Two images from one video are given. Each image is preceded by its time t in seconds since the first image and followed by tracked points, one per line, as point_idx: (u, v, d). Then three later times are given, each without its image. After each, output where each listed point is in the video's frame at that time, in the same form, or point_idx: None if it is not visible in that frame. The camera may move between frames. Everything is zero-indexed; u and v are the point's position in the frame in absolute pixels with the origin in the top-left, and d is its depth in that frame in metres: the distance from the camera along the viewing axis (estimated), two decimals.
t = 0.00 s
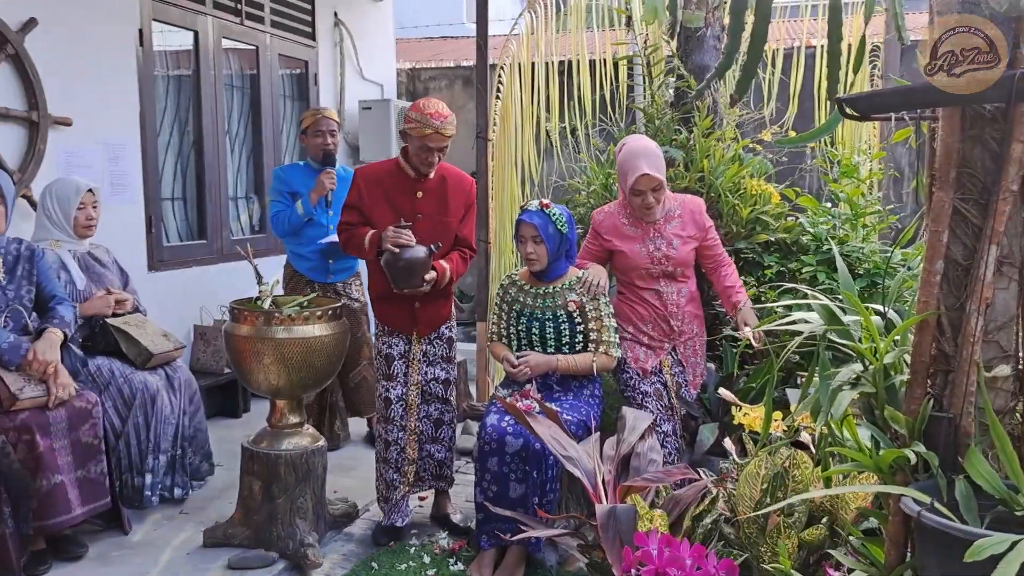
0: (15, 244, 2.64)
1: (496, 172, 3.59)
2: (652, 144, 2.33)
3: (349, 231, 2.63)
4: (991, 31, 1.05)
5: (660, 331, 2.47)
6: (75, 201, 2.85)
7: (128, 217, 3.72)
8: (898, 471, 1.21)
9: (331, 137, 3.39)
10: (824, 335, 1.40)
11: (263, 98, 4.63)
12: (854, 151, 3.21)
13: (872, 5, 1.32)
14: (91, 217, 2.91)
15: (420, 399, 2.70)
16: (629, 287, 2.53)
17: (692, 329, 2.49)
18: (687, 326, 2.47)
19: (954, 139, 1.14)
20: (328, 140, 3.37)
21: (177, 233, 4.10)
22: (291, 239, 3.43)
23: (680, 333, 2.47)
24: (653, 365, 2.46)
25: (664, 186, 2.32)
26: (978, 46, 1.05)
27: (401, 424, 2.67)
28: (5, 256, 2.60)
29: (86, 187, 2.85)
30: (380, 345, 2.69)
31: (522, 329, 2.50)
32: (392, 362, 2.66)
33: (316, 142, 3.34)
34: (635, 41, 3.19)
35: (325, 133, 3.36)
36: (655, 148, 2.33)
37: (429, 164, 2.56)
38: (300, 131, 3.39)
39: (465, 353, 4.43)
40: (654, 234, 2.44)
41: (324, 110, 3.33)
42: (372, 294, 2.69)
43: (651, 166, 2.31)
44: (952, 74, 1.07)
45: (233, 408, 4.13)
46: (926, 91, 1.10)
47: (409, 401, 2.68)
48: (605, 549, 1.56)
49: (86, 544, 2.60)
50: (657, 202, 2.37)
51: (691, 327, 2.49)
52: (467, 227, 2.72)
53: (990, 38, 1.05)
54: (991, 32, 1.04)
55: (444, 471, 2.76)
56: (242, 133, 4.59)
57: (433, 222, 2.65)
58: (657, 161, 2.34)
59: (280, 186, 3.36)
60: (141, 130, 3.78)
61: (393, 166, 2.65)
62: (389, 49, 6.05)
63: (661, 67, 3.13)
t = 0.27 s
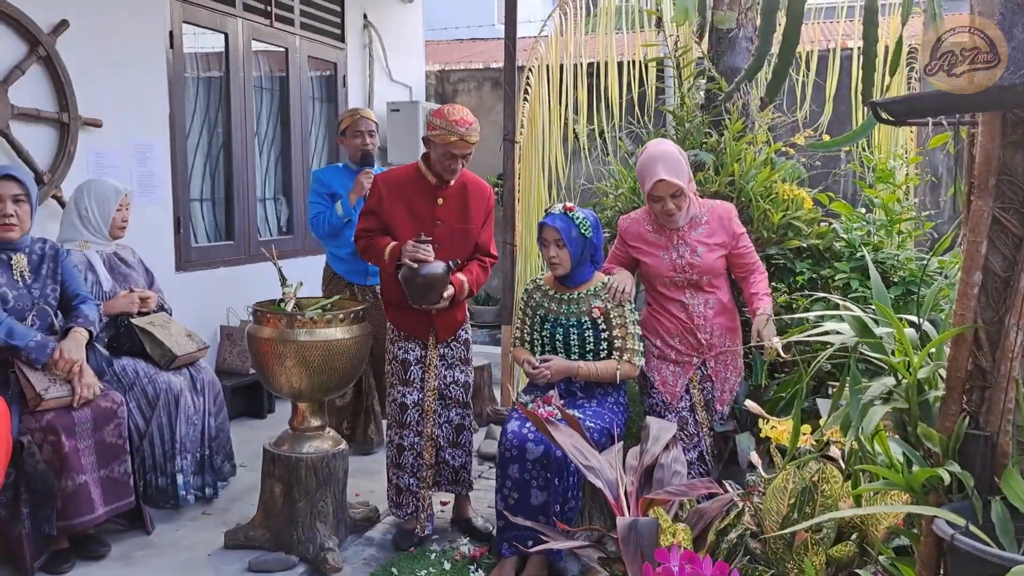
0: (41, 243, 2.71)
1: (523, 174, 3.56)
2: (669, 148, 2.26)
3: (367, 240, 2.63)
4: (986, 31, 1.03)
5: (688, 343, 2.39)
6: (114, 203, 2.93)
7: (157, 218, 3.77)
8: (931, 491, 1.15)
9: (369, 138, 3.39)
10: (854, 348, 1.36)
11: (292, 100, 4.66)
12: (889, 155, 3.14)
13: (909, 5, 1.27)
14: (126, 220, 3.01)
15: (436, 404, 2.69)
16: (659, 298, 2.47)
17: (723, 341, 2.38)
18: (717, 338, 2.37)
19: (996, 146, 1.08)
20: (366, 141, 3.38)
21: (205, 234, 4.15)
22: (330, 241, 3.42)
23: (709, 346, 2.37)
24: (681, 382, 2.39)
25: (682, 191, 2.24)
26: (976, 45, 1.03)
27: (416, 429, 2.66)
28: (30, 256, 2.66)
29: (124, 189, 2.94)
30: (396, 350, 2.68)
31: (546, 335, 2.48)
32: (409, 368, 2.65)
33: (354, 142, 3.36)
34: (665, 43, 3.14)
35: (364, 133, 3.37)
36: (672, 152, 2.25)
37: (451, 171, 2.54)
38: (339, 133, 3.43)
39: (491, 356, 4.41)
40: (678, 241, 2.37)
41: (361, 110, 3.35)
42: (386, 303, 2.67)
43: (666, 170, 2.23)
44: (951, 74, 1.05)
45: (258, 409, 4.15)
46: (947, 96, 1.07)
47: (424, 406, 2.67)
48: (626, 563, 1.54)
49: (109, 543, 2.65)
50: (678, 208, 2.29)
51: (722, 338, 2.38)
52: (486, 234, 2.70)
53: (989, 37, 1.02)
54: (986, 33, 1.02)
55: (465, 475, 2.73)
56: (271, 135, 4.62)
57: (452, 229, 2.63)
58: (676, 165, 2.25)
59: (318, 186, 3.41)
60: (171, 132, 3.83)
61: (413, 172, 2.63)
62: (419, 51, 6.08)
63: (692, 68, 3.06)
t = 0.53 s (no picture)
0: (26, 247, 2.65)
1: (523, 177, 3.51)
2: (670, 151, 2.13)
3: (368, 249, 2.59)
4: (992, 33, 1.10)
5: (688, 357, 2.30)
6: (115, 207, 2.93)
7: (152, 220, 3.72)
8: (950, 517, 1.10)
9: (382, 141, 3.32)
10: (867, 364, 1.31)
11: (289, 101, 4.61)
12: (895, 161, 3.09)
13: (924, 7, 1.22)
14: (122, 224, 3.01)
15: (433, 413, 2.63)
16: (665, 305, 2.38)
17: (725, 357, 2.27)
18: (717, 353, 2.26)
19: (1020, 154, 1.03)
20: (378, 143, 3.31)
21: (200, 237, 4.10)
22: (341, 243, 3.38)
23: (708, 361, 2.27)
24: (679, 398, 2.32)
25: (680, 198, 2.13)
26: (979, 46, 1.11)
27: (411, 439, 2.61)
28: (16, 259, 2.60)
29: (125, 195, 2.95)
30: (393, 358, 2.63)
31: (548, 343, 2.44)
32: (405, 376, 2.61)
33: (366, 144, 3.30)
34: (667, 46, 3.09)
35: (377, 135, 3.30)
36: (671, 156, 2.12)
37: (459, 181, 2.48)
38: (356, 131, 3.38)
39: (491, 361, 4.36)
40: (681, 249, 2.26)
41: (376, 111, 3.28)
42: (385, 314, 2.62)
43: (663, 176, 2.11)
44: (952, 74, 1.13)
45: (254, 415, 4.10)
46: (959, 105, 1.03)
47: (421, 415, 2.62)
48: None
49: (98, 554, 2.61)
50: (679, 215, 2.17)
51: (723, 354, 2.27)
52: (492, 245, 2.63)
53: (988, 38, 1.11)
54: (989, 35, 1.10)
55: (462, 484, 2.68)
56: (268, 136, 4.57)
57: (456, 239, 2.58)
58: (676, 170, 2.12)
59: (330, 188, 3.38)
60: (165, 133, 3.78)
61: (418, 179, 2.56)
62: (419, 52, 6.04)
63: (692, 74, 3.01)
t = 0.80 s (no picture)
0: (4, 247, 2.60)
1: (516, 178, 3.45)
2: (679, 144, 2.05)
3: (363, 257, 2.53)
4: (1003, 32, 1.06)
5: (675, 359, 2.22)
6: (103, 208, 2.86)
7: (137, 219, 3.65)
8: (963, 538, 1.08)
9: (384, 141, 3.24)
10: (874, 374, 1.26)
11: (279, 99, 4.55)
12: (893, 164, 3.06)
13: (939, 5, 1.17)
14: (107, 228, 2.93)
15: (424, 418, 2.57)
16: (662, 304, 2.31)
17: (712, 363, 2.17)
18: (704, 357, 2.17)
19: None
20: (378, 141, 3.23)
21: (186, 236, 4.03)
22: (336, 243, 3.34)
23: (695, 364, 2.18)
24: (665, 401, 2.25)
25: (681, 192, 2.05)
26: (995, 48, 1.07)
27: (402, 445, 2.56)
28: None
29: (116, 199, 2.89)
30: (387, 361, 2.59)
31: (546, 347, 2.40)
32: (398, 379, 2.56)
33: (367, 142, 3.23)
34: (663, 46, 3.05)
35: (379, 134, 3.22)
36: (679, 149, 2.04)
37: (460, 189, 2.43)
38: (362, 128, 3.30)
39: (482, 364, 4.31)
40: (678, 248, 2.19)
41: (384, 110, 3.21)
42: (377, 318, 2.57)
43: (667, 168, 2.03)
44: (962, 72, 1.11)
45: (241, 419, 4.04)
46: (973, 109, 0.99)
47: (412, 421, 2.56)
48: None
49: (78, 563, 2.55)
50: (678, 211, 2.10)
51: (711, 360, 2.18)
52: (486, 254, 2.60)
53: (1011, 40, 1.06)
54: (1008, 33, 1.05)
55: (455, 491, 2.62)
56: (257, 134, 4.50)
57: (455, 247, 2.54)
58: (682, 164, 2.04)
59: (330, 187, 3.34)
60: (150, 131, 3.71)
61: (414, 186, 2.51)
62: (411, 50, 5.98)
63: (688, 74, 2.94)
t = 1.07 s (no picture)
0: None
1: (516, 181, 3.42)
2: (685, 141, 2.01)
3: (365, 263, 2.49)
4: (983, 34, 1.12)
5: (680, 363, 2.15)
6: (111, 217, 2.87)
7: (132, 220, 3.61)
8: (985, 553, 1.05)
9: (378, 142, 3.20)
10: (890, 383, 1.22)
11: (277, 99, 4.51)
12: (897, 169, 3.05)
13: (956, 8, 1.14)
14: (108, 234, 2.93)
15: (424, 424, 2.53)
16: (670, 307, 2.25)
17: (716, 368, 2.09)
18: (708, 362, 2.10)
19: None
20: (372, 142, 3.20)
21: (182, 238, 3.98)
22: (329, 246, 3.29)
23: (698, 369, 2.11)
24: (673, 406, 2.18)
25: (684, 188, 2.00)
26: (976, 47, 1.14)
27: (401, 451, 2.52)
28: None
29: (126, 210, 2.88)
30: (387, 366, 2.54)
31: (545, 353, 2.38)
32: (398, 385, 2.51)
33: (361, 142, 3.19)
34: (665, 48, 3.02)
35: (373, 135, 3.19)
36: (684, 145, 2.00)
37: (462, 196, 2.41)
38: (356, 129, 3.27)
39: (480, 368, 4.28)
40: (684, 249, 2.12)
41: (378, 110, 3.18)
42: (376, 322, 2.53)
43: (669, 164, 1.99)
44: (952, 74, 1.16)
45: (236, 423, 4.00)
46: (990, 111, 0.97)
47: (411, 427, 2.52)
48: None
49: (70, 570, 2.51)
50: (680, 208, 2.04)
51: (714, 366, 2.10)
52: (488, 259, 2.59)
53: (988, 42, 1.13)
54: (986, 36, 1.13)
55: (454, 497, 2.59)
56: (254, 135, 4.46)
57: (457, 253, 2.52)
58: (686, 160, 1.99)
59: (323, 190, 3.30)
60: (147, 131, 3.67)
61: (417, 191, 2.48)
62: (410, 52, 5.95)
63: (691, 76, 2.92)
